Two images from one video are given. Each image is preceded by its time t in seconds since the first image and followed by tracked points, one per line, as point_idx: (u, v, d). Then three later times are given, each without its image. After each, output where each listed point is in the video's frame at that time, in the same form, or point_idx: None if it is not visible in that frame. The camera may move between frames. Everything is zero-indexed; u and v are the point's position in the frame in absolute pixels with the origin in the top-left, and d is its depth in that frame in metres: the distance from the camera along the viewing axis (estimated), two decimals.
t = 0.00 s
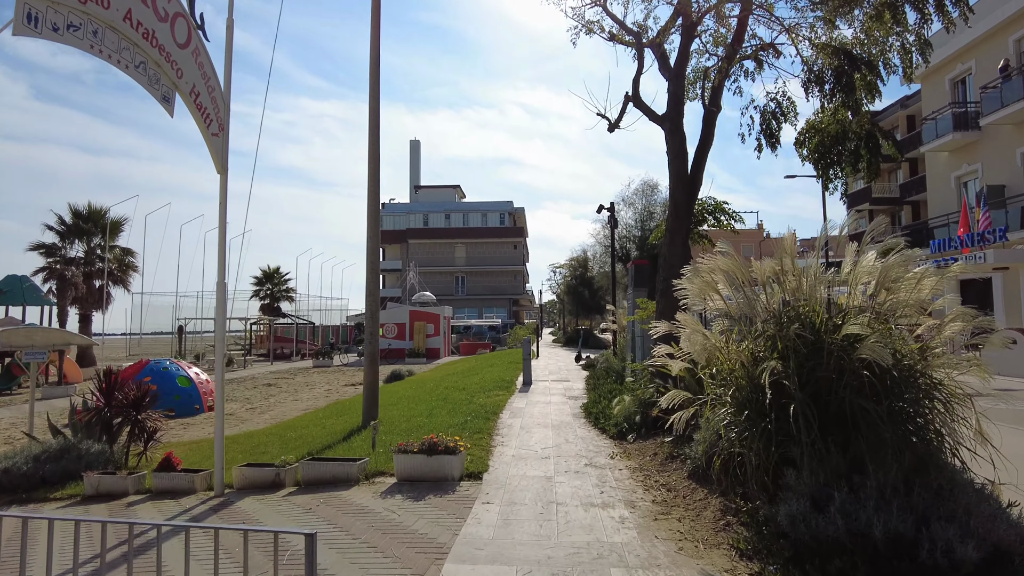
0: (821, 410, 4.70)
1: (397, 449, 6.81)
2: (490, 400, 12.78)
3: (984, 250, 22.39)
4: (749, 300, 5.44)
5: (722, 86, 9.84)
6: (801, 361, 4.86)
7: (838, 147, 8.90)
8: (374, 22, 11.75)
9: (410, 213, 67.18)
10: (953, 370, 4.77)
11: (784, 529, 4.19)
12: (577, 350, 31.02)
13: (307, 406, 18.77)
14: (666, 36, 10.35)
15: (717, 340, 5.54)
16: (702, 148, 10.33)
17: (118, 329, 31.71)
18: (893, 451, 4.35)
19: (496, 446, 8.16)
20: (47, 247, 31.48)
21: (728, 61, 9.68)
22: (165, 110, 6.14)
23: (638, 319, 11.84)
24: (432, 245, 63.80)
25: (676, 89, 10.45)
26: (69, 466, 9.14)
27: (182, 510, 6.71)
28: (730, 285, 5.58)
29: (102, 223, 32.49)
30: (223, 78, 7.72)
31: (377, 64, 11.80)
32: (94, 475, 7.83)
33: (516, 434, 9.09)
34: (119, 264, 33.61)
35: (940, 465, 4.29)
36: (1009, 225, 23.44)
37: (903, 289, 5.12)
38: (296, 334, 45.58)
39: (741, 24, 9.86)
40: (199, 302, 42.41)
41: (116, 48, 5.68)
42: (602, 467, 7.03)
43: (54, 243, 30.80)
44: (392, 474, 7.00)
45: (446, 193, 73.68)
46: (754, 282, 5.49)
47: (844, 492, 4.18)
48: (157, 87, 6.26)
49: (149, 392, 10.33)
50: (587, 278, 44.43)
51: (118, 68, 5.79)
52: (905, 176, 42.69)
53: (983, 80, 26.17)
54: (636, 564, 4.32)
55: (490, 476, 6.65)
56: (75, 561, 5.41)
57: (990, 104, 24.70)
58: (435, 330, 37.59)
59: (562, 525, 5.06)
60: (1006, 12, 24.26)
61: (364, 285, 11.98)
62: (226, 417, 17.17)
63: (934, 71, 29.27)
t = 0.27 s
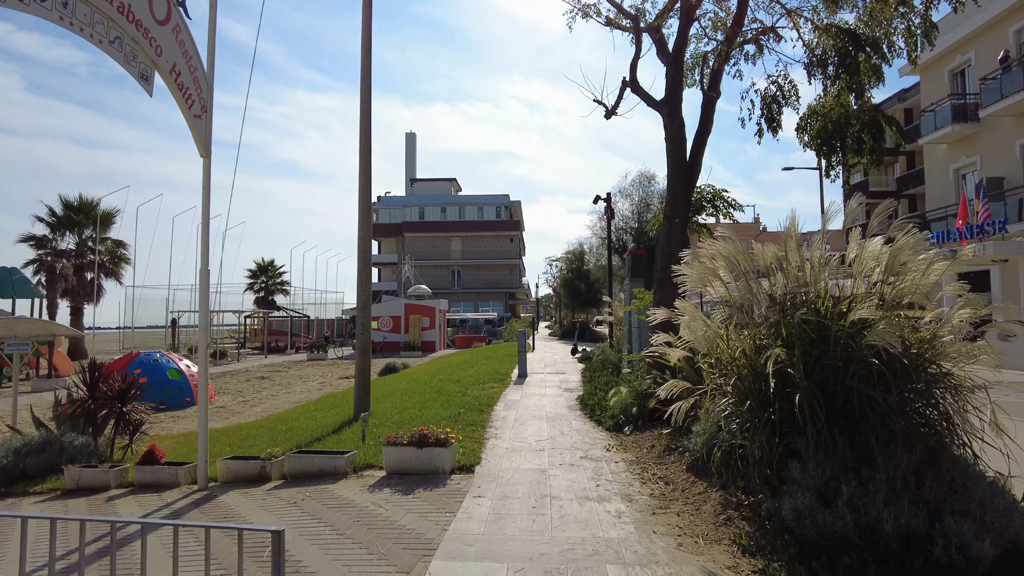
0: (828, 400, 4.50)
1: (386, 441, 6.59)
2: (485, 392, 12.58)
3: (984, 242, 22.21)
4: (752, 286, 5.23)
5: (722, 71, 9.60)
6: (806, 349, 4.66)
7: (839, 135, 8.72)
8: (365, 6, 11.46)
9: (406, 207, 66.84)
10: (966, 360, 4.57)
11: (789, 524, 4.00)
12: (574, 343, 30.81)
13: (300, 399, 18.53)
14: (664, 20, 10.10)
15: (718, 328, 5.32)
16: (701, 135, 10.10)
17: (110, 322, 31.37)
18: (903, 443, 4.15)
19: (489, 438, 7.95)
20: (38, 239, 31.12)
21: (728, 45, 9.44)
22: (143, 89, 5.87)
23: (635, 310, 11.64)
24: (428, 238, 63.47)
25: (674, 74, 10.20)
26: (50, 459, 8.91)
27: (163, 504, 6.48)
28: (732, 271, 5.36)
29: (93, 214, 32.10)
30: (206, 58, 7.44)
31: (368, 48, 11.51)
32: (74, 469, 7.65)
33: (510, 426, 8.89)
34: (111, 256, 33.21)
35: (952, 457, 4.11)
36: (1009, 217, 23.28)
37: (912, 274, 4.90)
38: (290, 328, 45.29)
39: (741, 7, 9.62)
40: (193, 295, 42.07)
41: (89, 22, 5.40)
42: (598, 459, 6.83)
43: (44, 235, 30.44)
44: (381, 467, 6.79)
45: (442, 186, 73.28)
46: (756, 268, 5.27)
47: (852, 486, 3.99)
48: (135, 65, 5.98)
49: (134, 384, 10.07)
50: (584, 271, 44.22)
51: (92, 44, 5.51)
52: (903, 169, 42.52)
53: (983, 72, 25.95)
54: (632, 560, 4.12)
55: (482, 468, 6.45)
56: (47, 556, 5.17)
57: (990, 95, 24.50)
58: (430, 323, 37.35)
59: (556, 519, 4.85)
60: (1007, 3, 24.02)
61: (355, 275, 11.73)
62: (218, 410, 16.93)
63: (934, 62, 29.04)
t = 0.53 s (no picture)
0: (838, 395, 4.28)
1: (374, 435, 6.34)
2: (477, 384, 12.35)
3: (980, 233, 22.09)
4: (757, 274, 4.98)
5: (723, 54, 9.33)
6: (816, 342, 4.42)
7: (843, 120, 8.47)
8: None
9: (399, 196, 66.36)
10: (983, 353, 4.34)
11: (798, 527, 3.78)
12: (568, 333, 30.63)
13: (291, 390, 18.26)
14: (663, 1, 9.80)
15: (721, 319, 5.08)
16: (700, 120, 9.83)
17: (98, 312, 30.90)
18: (917, 440, 3.94)
19: (482, 432, 7.71)
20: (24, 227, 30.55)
21: (729, 27, 9.15)
22: (116, 66, 5.53)
23: (631, 300, 11.41)
24: (422, 228, 63.03)
25: (674, 58, 9.91)
26: (28, 454, 8.61)
27: (142, 501, 6.21)
28: (736, 259, 5.11)
29: (81, 202, 31.52)
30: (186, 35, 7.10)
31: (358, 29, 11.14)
32: (50, 465, 7.37)
33: (503, 418, 8.65)
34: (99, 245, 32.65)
35: (970, 456, 3.90)
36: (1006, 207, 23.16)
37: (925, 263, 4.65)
38: (283, 317, 44.91)
39: None
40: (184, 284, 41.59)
41: None
42: (594, 454, 6.60)
43: (30, 223, 29.88)
44: (369, 463, 6.55)
45: (436, 175, 72.73)
46: (762, 256, 5.02)
47: (864, 485, 3.77)
48: (107, 39, 5.65)
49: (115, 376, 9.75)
50: (578, 261, 44.00)
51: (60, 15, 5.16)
52: (898, 159, 42.41)
53: (981, 60, 25.74)
54: (633, 565, 3.88)
55: (474, 464, 6.21)
56: (14, 558, 4.90)
57: (989, 84, 24.29)
58: (423, 313, 37.06)
59: (552, 520, 4.61)
60: None
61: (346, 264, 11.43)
62: (206, 401, 16.63)
63: (931, 51, 28.80)
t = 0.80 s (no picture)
0: (844, 397, 4.09)
1: (359, 438, 6.10)
2: (468, 382, 12.12)
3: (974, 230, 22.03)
4: (758, 270, 4.77)
5: (719, 46, 9.12)
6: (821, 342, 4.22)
7: (843, 112, 8.26)
8: None
9: (391, 191, 65.92)
10: (994, 355, 4.15)
11: (804, 537, 3.59)
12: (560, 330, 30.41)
13: (279, 387, 17.97)
14: None
15: (721, 317, 4.87)
16: (696, 114, 9.62)
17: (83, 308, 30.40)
18: (928, 445, 3.74)
19: (472, 433, 7.48)
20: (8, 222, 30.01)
21: (727, 17, 8.92)
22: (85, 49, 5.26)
23: (625, 297, 11.21)
24: (413, 224, 62.64)
25: (669, 50, 9.69)
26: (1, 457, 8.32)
27: (116, 507, 5.94)
28: (736, 254, 4.89)
29: (66, 197, 30.99)
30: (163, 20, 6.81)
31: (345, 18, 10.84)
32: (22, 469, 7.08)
33: (494, 418, 8.43)
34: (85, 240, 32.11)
35: (982, 462, 3.71)
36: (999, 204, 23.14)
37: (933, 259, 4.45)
38: (273, 314, 44.47)
39: None
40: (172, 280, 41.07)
41: None
42: (588, 457, 6.38)
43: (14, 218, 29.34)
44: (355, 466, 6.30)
45: (428, 170, 72.29)
46: (764, 252, 4.81)
47: (872, 494, 3.58)
48: (75, 22, 5.37)
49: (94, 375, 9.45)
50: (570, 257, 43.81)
51: None
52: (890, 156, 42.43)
53: (975, 57, 25.68)
54: None
55: (463, 468, 5.99)
56: None
57: (982, 81, 24.23)
58: (415, 309, 36.78)
59: (544, 528, 4.40)
60: None
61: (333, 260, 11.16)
62: (192, 399, 16.32)
63: (925, 47, 28.72)
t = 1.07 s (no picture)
0: (851, 396, 3.87)
1: (341, 439, 5.84)
2: (458, 380, 11.86)
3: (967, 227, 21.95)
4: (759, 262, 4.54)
5: (715, 35, 8.89)
6: (827, 337, 3.99)
7: (842, 102, 8.03)
8: None
9: (383, 188, 65.48)
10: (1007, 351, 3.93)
11: (808, 545, 3.37)
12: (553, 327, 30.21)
13: (267, 385, 17.66)
14: None
15: (719, 311, 4.63)
16: (691, 105, 9.39)
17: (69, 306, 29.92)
18: (940, 447, 3.53)
19: (460, 433, 7.23)
20: None
21: (723, 6, 8.69)
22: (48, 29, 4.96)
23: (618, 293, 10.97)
24: (406, 221, 62.24)
25: (663, 39, 9.46)
26: None
27: (85, 512, 5.65)
28: (736, 246, 4.66)
29: (52, 192, 30.48)
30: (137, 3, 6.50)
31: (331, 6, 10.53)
32: None
33: (483, 417, 8.19)
34: (71, 236, 31.59)
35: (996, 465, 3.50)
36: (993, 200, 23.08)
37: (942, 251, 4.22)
38: (263, 311, 44.05)
39: None
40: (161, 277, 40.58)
41: None
42: (580, 457, 6.15)
43: None
44: (337, 468, 6.04)
45: (420, 167, 71.85)
46: (765, 243, 4.58)
47: (882, 498, 3.36)
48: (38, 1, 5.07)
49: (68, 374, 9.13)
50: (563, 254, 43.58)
51: None
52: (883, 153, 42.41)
53: (969, 53, 25.58)
54: None
55: (450, 470, 5.73)
56: None
57: (976, 77, 24.14)
58: (407, 306, 36.45)
59: (533, 535, 4.16)
60: None
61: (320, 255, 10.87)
62: (177, 398, 15.98)
63: (919, 43, 28.62)
